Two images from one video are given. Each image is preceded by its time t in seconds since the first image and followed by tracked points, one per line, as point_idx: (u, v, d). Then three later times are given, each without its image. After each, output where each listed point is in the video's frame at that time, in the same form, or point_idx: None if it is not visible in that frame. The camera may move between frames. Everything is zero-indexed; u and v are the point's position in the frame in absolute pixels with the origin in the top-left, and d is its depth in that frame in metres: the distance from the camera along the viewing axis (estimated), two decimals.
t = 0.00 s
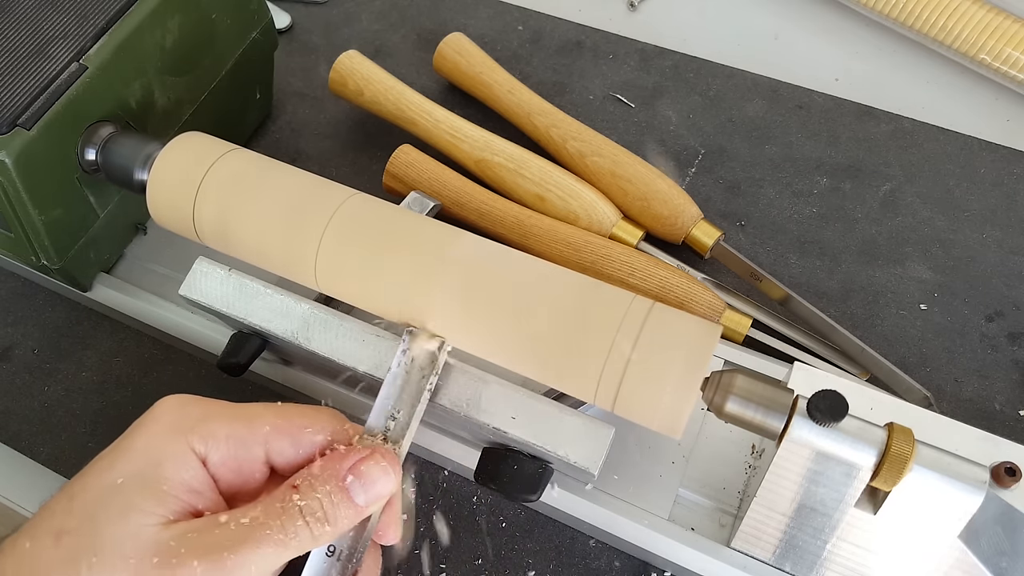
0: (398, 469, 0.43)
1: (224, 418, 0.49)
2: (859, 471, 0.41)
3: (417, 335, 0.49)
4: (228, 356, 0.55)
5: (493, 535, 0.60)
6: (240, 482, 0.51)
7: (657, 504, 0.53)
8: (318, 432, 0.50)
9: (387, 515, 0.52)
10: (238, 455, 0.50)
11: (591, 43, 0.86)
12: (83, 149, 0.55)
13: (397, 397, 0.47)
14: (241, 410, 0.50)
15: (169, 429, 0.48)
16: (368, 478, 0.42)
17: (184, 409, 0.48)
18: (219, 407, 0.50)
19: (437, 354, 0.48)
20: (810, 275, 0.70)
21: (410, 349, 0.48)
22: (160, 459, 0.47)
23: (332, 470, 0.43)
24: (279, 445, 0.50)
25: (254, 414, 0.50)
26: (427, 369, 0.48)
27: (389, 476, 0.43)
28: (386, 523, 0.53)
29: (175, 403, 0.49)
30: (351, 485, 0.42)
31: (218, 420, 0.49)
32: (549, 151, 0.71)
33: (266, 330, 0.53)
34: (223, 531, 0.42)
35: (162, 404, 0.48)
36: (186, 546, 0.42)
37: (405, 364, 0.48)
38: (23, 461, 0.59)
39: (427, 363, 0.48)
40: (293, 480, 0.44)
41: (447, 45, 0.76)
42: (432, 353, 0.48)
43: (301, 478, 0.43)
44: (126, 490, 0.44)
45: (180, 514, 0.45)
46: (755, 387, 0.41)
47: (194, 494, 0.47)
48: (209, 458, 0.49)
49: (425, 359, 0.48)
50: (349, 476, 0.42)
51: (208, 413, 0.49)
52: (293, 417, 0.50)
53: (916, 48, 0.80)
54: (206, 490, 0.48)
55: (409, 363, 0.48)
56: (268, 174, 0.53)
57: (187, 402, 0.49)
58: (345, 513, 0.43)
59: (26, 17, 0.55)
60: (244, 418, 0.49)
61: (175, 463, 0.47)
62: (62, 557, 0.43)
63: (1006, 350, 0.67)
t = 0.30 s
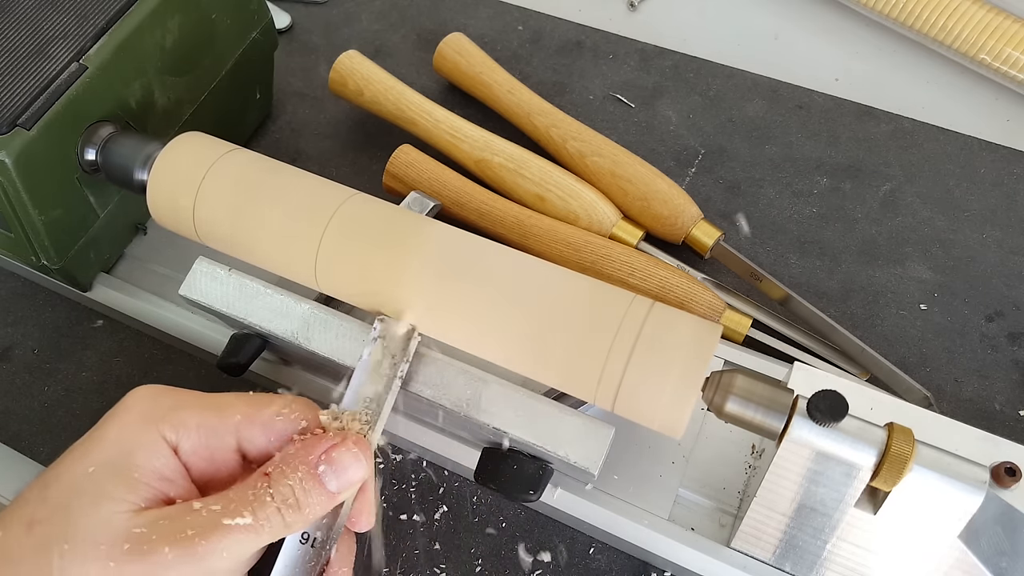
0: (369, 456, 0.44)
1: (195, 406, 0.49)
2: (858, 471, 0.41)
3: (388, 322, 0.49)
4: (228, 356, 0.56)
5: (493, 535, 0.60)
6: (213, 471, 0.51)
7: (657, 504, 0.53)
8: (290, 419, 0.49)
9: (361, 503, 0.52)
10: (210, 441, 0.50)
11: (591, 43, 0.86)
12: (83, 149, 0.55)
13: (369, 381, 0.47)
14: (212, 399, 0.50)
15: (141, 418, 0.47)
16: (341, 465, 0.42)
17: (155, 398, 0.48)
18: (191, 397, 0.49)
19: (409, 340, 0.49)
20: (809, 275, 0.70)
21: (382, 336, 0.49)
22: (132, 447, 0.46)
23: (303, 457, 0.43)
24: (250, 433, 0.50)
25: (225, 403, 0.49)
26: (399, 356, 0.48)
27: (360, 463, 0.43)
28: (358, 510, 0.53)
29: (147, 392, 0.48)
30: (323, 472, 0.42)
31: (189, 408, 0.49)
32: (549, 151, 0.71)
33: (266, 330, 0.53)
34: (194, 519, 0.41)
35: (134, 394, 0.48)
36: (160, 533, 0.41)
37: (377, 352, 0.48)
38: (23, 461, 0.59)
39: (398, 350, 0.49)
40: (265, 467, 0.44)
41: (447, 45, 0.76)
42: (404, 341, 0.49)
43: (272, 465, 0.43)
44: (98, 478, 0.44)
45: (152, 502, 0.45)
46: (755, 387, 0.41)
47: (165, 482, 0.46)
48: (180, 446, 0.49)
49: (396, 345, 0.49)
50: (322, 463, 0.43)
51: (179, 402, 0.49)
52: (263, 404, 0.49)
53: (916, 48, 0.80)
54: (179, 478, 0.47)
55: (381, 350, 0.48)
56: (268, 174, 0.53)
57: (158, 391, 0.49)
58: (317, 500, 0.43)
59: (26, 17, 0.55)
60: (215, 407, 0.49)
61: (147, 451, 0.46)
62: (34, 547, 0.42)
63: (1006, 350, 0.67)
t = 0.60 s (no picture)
0: (343, 445, 0.44)
1: (168, 398, 0.49)
2: (858, 471, 0.41)
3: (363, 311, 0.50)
4: (229, 356, 0.56)
5: (493, 534, 0.60)
6: (188, 463, 0.51)
7: (657, 503, 0.53)
8: (264, 410, 0.49)
9: (335, 490, 0.53)
10: (183, 433, 0.50)
11: (591, 43, 0.86)
12: (83, 149, 0.55)
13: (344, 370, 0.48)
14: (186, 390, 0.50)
15: (114, 411, 0.48)
16: (314, 453, 0.43)
17: (129, 390, 0.49)
18: (165, 389, 0.50)
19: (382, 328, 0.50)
20: (809, 275, 0.70)
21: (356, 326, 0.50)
22: (106, 440, 0.47)
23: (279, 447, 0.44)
24: (223, 425, 0.50)
25: (199, 395, 0.49)
26: (372, 343, 0.49)
27: (334, 451, 0.44)
28: (334, 497, 0.54)
29: (120, 385, 0.49)
30: (296, 461, 0.43)
31: (162, 400, 0.49)
32: (549, 151, 0.71)
33: (266, 330, 0.53)
34: (168, 508, 0.42)
35: (106, 388, 0.49)
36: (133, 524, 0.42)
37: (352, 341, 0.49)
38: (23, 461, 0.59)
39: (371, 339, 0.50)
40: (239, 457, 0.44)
41: (447, 45, 0.76)
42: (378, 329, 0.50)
43: (246, 455, 0.44)
44: (72, 471, 0.45)
45: (126, 491, 0.46)
46: (755, 387, 0.41)
47: (139, 472, 0.47)
48: (154, 438, 0.49)
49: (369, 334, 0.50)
50: (295, 452, 0.43)
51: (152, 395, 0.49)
52: (237, 398, 0.49)
53: (916, 48, 0.80)
54: (153, 468, 0.48)
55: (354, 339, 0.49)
56: (269, 174, 0.53)
57: (132, 383, 0.49)
58: (291, 488, 0.43)
59: (26, 17, 0.55)
60: (188, 399, 0.49)
61: (121, 443, 0.47)
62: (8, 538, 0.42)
63: (1006, 350, 0.67)
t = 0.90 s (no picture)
0: (320, 434, 0.44)
1: (146, 389, 0.50)
2: (858, 471, 0.41)
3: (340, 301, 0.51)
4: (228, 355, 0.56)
5: (493, 534, 0.60)
6: (167, 453, 0.52)
7: (658, 504, 0.53)
8: (241, 400, 0.50)
9: (312, 480, 0.53)
10: (161, 424, 0.50)
11: (591, 43, 0.86)
12: (83, 149, 0.55)
13: (320, 363, 0.49)
14: (164, 381, 0.50)
15: (91, 402, 0.49)
16: (290, 443, 0.43)
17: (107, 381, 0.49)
18: (143, 380, 0.50)
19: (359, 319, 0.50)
20: (810, 275, 0.70)
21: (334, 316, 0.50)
22: (83, 430, 0.48)
23: (256, 437, 0.43)
24: (201, 415, 0.50)
25: (176, 386, 0.50)
26: (350, 334, 0.50)
27: (311, 441, 0.43)
28: (311, 487, 0.54)
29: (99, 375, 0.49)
30: (272, 450, 0.43)
31: (139, 391, 0.50)
32: (549, 151, 0.71)
33: (266, 330, 0.53)
34: (145, 499, 0.42)
35: (84, 379, 0.50)
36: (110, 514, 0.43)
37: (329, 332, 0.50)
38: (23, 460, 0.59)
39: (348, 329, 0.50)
40: (216, 447, 0.44)
41: (447, 45, 0.76)
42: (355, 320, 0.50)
43: (223, 445, 0.44)
44: (48, 461, 0.46)
45: (104, 481, 0.46)
46: (755, 387, 0.41)
47: (117, 463, 0.48)
48: (131, 428, 0.50)
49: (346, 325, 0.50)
50: (271, 441, 0.43)
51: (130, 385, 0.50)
52: (214, 387, 0.50)
53: (916, 47, 0.80)
54: (129, 458, 0.49)
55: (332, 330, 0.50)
56: (270, 174, 0.53)
57: (111, 374, 0.50)
58: (268, 477, 0.43)
59: (26, 17, 0.55)
60: (166, 389, 0.50)
61: (99, 434, 0.48)
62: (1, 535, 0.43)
63: (1006, 350, 0.67)
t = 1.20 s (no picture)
0: (341, 441, 0.45)
1: (164, 393, 0.50)
2: (858, 471, 0.41)
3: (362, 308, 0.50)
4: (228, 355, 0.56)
5: (493, 534, 0.60)
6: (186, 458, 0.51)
7: (658, 504, 0.53)
8: (262, 407, 0.51)
9: (330, 486, 0.55)
10: (179, 430, 0.50)
11: (591, 43, 0.87)
12: (83, 149, 0.55)
13: (340, 369, 0.48)
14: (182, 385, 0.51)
15: (110, 406, 0.49)
16: (312, 450, 0.43)
17: (127, 384, 0.50)
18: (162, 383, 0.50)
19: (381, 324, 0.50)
20: (810, 275, 0.70)
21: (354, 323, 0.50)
22: (102, 434, 0.47)
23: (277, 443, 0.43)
24: (220, 420, 0.51)
25: (196, 390, 0.50)
26: (371, 343, 0.49)
27: (332, 448, 0.44)
28: (329, 493, 0.56)
29: (120, 378, 0.50)
30: (294, 457, 0.43)
31: (158, 395, 0.50)
32: (549, 151, 0.71)
33: (266, 330, 0.53)
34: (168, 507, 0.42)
35: (103, 382, 0.50)
36: (130, 519, 0.42)
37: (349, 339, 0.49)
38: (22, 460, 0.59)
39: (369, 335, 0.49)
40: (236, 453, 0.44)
41: (447, 45, 0.76)
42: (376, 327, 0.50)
43: (244, 451, 0.44)
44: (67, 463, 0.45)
45: (122, 485, 0.45)
46: (756, 387, 0.41)
47: (137, 468, 0.47)
48: (150, 431, 0.50)
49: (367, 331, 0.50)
50: (293, 448, 0.43)
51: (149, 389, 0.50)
52: (235, 393, 0.51)
53: (916, 47, 0.78)
54: (148, 462, 0.48)
55: (353, 337, 0.49)
56: (269, 175, 0.53)
57: (130, 376, 0.50)
58: (289, 484, 0.43)
59: (26, 17, 0.55)
60: (185, 393, 0.50)
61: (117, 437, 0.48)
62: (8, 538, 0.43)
63: (1006, 350, 0.67)
